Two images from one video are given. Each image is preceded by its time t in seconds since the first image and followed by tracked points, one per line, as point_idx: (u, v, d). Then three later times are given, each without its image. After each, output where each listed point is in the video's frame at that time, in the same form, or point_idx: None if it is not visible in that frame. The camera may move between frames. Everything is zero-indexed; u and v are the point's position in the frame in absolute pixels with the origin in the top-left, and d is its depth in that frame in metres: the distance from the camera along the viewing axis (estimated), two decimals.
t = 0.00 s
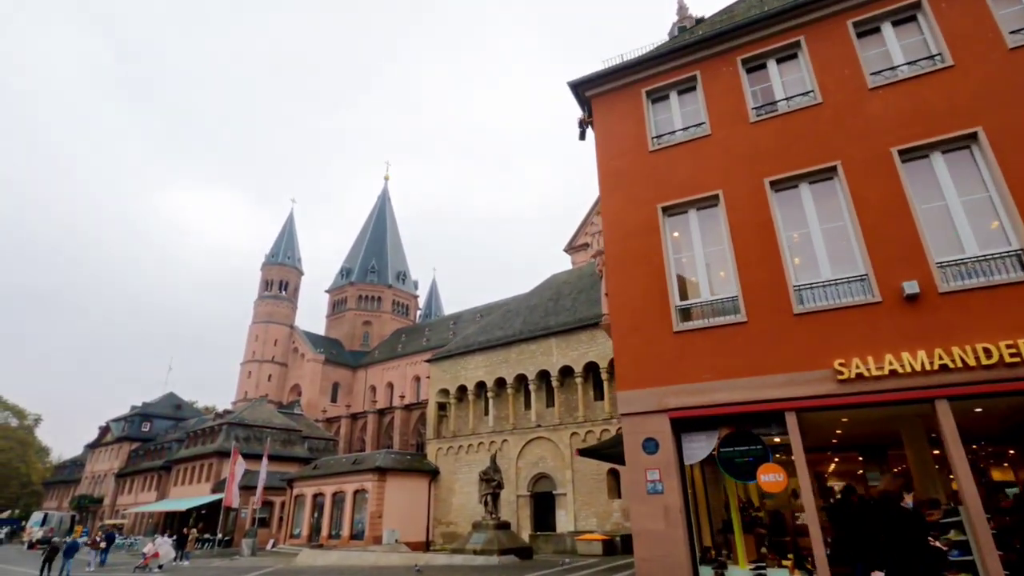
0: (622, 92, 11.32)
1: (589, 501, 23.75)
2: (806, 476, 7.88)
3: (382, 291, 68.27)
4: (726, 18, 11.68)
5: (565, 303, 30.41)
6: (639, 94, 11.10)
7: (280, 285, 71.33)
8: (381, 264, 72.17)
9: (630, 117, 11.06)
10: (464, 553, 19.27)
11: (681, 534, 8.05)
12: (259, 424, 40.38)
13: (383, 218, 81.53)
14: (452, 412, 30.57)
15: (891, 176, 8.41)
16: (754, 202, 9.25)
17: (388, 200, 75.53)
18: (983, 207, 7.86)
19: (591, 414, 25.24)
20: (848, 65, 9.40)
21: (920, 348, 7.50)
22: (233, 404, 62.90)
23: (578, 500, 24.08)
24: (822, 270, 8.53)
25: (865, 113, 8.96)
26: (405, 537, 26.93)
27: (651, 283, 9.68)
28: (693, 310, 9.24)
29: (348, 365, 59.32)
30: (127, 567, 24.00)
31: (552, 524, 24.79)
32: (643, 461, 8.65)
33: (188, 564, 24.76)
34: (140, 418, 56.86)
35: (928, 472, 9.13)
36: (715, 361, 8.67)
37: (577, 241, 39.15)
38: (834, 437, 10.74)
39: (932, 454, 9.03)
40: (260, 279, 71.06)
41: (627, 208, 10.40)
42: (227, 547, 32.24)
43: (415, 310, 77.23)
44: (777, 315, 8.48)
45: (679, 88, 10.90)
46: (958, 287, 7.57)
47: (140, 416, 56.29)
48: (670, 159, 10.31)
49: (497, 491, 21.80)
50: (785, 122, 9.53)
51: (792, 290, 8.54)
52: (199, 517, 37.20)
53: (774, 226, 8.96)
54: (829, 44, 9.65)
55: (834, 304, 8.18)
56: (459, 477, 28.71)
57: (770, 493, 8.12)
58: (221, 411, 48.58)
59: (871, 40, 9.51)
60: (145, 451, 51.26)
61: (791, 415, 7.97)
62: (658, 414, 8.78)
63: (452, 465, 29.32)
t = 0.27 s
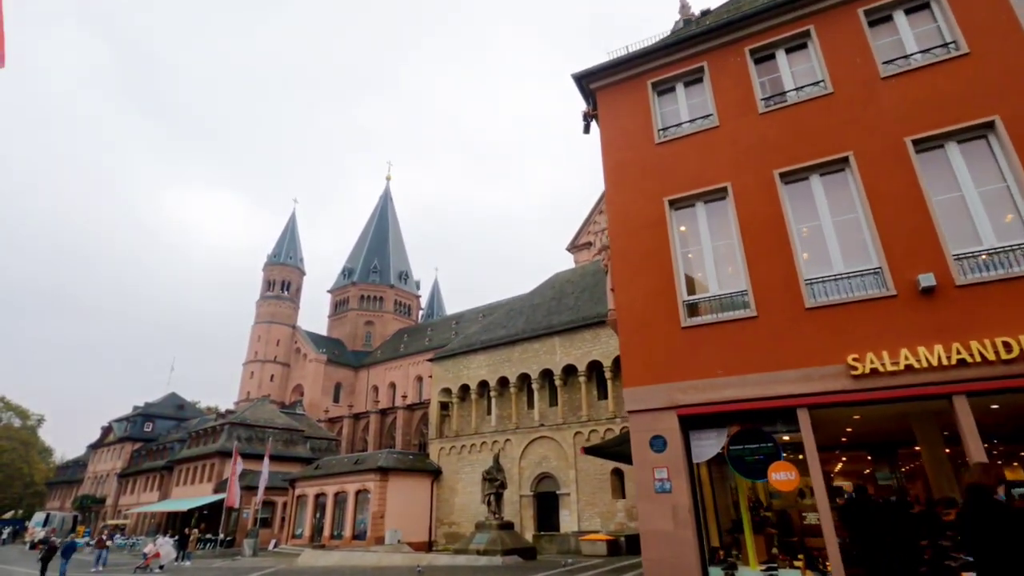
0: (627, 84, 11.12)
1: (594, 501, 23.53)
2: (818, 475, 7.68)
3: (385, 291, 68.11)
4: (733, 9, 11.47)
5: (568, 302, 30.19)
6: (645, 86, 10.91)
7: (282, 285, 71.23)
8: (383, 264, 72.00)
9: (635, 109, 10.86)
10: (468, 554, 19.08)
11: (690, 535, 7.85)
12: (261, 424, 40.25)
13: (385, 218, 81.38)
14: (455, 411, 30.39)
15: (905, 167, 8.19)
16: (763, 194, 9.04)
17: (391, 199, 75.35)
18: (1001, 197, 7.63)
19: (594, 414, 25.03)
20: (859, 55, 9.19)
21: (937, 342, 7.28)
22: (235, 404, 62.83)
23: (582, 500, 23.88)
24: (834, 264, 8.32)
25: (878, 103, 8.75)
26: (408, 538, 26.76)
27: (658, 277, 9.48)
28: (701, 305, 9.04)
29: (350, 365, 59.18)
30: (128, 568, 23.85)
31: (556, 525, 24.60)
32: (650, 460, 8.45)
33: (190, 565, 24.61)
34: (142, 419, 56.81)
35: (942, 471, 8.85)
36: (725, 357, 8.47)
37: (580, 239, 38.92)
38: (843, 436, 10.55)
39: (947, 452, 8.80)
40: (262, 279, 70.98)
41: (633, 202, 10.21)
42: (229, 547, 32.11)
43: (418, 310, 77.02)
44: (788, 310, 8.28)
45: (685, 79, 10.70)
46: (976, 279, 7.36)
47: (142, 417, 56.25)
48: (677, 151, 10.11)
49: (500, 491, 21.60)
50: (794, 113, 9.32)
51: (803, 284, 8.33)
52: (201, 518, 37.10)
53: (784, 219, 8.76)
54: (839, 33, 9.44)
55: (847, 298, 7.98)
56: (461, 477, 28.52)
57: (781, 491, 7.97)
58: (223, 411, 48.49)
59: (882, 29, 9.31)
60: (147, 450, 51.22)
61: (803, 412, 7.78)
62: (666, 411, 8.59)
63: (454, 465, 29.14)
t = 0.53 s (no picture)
0: (631, 75, 10.90)
1: (596, 502, 23.31)
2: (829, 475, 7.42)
3: (386, 291, 67.96)
4: None
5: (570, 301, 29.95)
6: (650, 78, 10.69)
7: (284, 285, 71.13)
8: (385, 264, 71.87)
9: (640, 101, 10.64)
10: (470, 555, 18.89)
11: (699, 537, 7.61)
12: (262, 424, 40.10)
13: (386, 218, 81.27)
14: (456, 411, 30.17)
15: (918, 158, 7.96)
16: (772, 186, 8.81)
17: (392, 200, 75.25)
18: (1018, 187, 7.40)
19: (597, 413, 24.80)
20: (871, 43, 8.96)
21: (954, 338, 7.04)
22: (236, 405, 62.66)
23: (585, 500, 23.66)
24: (846, 258, 8.09)
25: (891, 92, 8.51)
26: (409, 538, 26.55)
27: (664, 272, 9.25)
28: (709, 300, 8.80)
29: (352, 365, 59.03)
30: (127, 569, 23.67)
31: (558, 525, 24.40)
32: (657, 459, 8.22)
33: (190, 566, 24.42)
34: (144, 419, 56.73)
35: (958, 471, 8.65)
36: (734, 354, 8.24)
37: (582, 238, 38.69)
38: (853, 435, 10.32)
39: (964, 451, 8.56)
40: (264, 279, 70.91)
41: (638, 195, 9.99)
42: (230, 548, 31.95)
43: (419, 310, 76.85)
44: (799, 305, 8.04)
45: (691, 70, 10.46)
46: (993, 272, 7.12)
47: (144, 417, 56.23)
48: (683, 144, 9.88)
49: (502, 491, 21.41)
50: (804, 104, 9.10)
51: (814, 278, 8.10)
52: (202, 518, 36.93)
53: (794, 212, 8.52)
54: (850, 21, 9.22)
55: (860, 293, 7.74)
56: (463, 477, 28.29)
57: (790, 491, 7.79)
58: (224, 412, 48.35)
59: (894, 17, 9.09)
60: (148, 451, 51.08)
61: (815, 409, 7.55)
62: (673, 410, 8.36)
63: (456, 465, 28.92)
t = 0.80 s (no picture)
0: (636, 68, 10.71)
1: (599, 503, 23.09)
2: (843, 477, 7.21)
3: (388, 291, 67.82)
4: None
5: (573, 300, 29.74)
6: (655, 70, 10.49)
7: (285, 285, 70.98)
8: (387, 264, 71.69)
9: (645, 94, 10.45)
10: (472, 556, 18.71)
11: (708, 539, 7.41)
12: (263, 424, 39.98)
13: (388, 218, 81.12)
14: (458, 411, 29.99)
15: (932, 150, 7.76)
16: (782, 180, 8.61)
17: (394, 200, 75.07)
18: None
19: (600, 413, 24.61)
20: (883, 33, 8.76)
21: (972, 334, 6.84)
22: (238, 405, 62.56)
23: (587, 501, 23.44)
24: (858, 252, 7.89)
25: (903, 83, 8.31)
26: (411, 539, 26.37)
27: (670, 268, 9.06)
28: (717, 297, 8.60)
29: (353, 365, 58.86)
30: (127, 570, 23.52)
31: (561, 526, 24.20)
32: (664, 459, 8.02)
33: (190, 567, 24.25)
34: (145, 419, 56.63)
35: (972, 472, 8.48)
36: (743, 351, 8.04)
37: (584, 238, 38.49)
38: (862, 436, 10.12)
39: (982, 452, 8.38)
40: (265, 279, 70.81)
41: (643, 190, 9.79)
42: (230, 549, 31.81)
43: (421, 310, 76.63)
44: (809, 301, 7.84)
45: (697, 63, 10.27)
46: (1011, 267, 6.91)
47: (145, 417, 56.17)
48: (690, 137, 9.69)
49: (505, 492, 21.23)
50: (814, 96, 8.90)
51: (825, 274, 7.90)
52: (203, 518, 36.78)
53: (804, 206, 8.32)
54: (860, 11, 9.01)
55: (873, 288, 7.55)
56: (465, 477, 28.09)
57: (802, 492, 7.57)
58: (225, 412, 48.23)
59: (906, 6, 8.89)
60: (150, 451, 50.97)
61: (827, 408, 7.35)
62: (680, 408, 8.16)
63: (458, 465, 28.73)
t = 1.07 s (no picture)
0: (641, 61, 10.54)
1: (602, 503, 22.95)
2: (855, 474, 7.06)
3: (388, 291, 67.69)
4: None
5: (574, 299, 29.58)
6: (660, 63, 10.33)
7: (286, 285, 70.83)
8: (387, 264, 71.56)
9: (650, 88, 10.28)
10: (474, 556, 18.55)
11: (716, 539, 7.25)
12: (263, 424, 39.85)
13: (388, 218, 81.03)
14: (459, 411, 29.82)
15: (945, 142, 7.60)
16: (790, 174, 8.45)
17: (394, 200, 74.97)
18: None
19: (602, 413, 24.46)
20: (893, 24, 8.59)
21: (988, 329, 6.67)
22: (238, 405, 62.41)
23: (590, 500, 23.29)
24: (869, 247, 7.72)
25: (914, 74, 8.15)
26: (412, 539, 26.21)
27: (676, 263, 8.90)
28: (724, 292, 8.44)
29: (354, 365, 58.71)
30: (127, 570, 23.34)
31: (564, 526, 24.04)
32: (671, 458, 7.86)
33: (190, 567, 24.05)
34: (145, 420, 56.47)
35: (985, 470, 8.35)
36: (751, 348, 7.88)
37: (585, 237, 38.30)
38: (870, 434, 9.95)
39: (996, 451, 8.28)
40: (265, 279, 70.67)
41: (648, 185, 9.63)
42: (231, 549, 31.68)
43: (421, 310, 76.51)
44: (820, 296, 7.68)
45: (703, 56, 10.11)
46: None
47: (145, 417, 56.05)
48: (696, 131, 9.52)
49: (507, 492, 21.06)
50: (823, 87, 8.73)
51: (835, 269, 7.73)
52: (203, 519, 36.63)
53: (814, 199, 8.16)
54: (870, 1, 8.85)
55: (885, 283, 7.38)
56: (466, 477, 27.92)
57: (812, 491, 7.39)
58: (226, 412, 48.09)
59: None
60: (149, 451, 50.80)
61: (838, 405, 7.20)
62: (688, 406, 7.99)
63: (459, 465, 28.57)
